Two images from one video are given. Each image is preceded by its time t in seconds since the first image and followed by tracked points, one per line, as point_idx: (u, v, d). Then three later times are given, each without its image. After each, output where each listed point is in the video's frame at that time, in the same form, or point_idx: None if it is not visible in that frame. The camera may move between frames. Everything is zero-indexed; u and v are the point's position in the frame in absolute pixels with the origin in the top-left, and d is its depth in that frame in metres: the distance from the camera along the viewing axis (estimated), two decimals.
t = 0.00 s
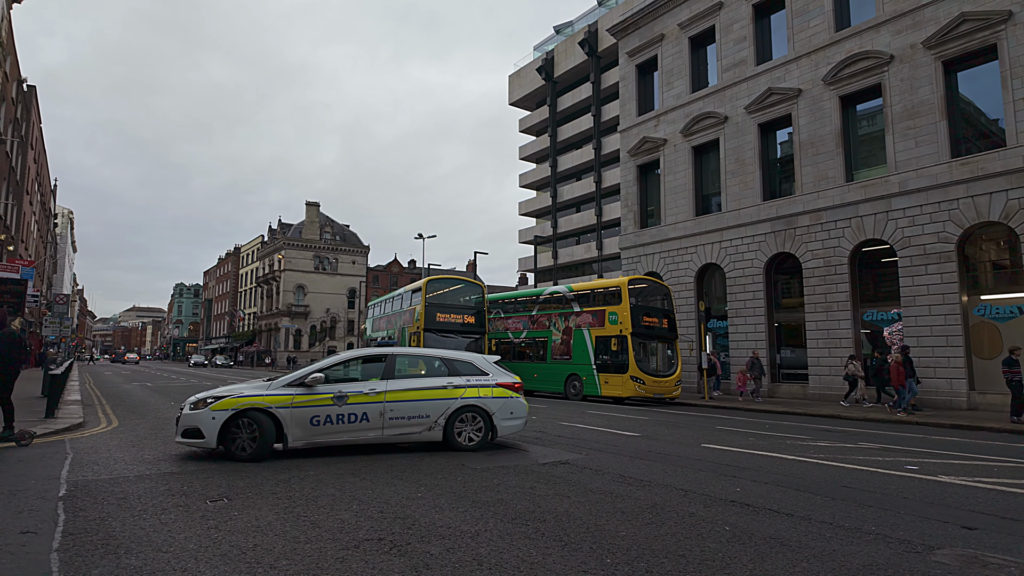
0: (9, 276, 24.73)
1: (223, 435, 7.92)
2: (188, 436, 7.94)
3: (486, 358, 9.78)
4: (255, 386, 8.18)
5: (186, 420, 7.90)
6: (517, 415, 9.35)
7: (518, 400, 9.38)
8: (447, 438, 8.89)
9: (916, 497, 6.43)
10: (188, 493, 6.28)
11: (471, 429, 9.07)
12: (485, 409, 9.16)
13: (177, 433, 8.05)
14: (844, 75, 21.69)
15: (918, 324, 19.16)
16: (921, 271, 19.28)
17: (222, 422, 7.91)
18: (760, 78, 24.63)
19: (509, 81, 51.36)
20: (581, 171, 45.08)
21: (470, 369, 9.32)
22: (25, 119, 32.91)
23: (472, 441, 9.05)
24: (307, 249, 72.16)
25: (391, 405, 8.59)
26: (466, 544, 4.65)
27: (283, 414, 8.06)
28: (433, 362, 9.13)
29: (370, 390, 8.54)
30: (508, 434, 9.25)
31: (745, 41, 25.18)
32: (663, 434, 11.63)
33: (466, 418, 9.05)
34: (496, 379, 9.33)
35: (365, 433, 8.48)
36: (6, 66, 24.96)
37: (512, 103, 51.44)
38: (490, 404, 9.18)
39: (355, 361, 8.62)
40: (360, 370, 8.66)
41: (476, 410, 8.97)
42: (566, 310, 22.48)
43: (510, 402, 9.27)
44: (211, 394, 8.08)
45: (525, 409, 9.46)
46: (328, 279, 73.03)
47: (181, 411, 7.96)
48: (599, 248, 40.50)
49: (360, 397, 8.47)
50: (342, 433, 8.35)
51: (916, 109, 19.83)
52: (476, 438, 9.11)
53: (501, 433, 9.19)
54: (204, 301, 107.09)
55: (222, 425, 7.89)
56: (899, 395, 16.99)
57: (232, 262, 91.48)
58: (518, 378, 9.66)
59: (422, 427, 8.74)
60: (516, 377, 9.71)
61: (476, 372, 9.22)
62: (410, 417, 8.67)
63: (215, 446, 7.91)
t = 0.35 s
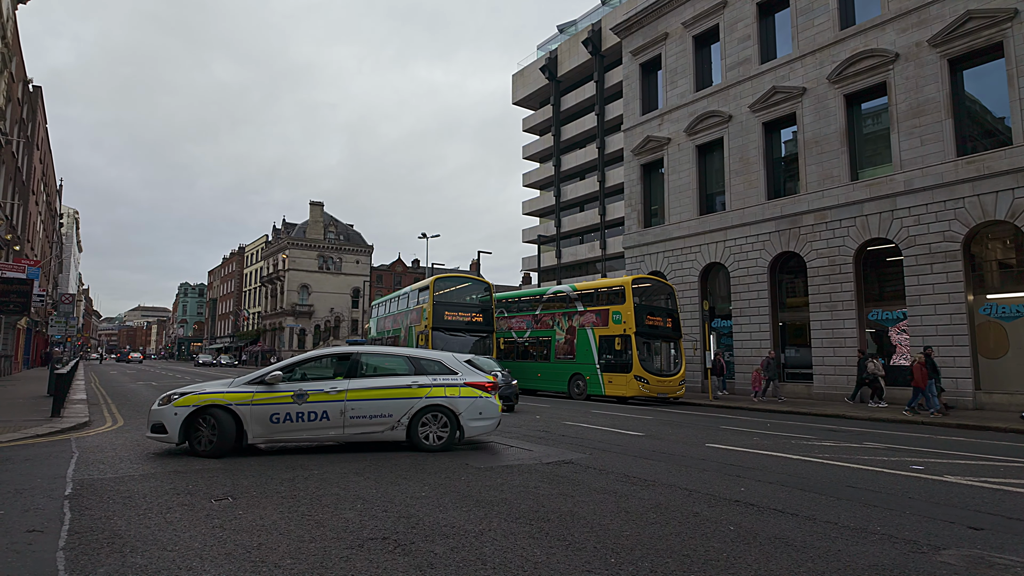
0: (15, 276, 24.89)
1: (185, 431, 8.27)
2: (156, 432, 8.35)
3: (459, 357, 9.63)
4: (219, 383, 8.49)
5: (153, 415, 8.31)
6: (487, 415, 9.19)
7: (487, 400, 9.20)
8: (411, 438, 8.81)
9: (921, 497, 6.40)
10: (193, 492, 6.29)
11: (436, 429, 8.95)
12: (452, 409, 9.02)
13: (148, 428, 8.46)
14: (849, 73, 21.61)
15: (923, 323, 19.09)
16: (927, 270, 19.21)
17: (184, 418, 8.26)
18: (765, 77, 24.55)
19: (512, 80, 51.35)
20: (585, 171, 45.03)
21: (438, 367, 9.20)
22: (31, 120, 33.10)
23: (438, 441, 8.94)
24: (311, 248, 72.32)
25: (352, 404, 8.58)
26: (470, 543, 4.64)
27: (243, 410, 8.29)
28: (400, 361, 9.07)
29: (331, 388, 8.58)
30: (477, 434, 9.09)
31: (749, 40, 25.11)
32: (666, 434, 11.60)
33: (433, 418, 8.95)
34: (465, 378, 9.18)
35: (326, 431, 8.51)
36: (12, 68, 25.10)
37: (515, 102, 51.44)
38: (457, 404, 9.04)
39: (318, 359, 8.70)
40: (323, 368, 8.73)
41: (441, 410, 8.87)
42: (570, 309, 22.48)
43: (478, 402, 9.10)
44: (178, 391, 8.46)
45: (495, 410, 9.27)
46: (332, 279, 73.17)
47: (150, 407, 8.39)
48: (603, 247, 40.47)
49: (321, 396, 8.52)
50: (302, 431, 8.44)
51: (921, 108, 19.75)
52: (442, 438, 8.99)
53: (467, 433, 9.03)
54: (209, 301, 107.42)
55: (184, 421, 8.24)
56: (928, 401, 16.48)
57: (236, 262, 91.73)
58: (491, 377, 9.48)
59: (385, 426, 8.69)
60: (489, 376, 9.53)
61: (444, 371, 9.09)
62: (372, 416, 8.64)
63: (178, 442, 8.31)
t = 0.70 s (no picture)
0: (23, 275, 25.06)
1: (157, 427, 8.55)
2: (133, 427, 8.68)
3: (431, 355, 9.49)
4: (190, 380, 8.76)
5: (130, 412, 8.65)
6: (457, 414, 9.00)
7: (455, 399, 9.00)
8: (375, 436, 8.75)
9: (927, 496, 6.38)
10: (199, 490, 6.32)
11: (402, 428, 8.85)
12: (418, 408, 8.90)
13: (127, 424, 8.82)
14: (854, 71, 21.52)
15: (929, 322, 19.00)
16: (933, 269, 19.12)
17: (155, 415, 8.54)
18: (769, 75, 24.47)
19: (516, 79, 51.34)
20: (589, 170, 44.96)
21: (406, 366, 9.10)
22: (37, 120, 33.29)
23: (403, 440, 8.85)
24: (315, 248, 72.50)
25: (316, 402, 8.62)
26: (475, 542, 4.65)
27: (211, 407, 8.51)
28: (367, 359, 9.04)
29: (295, 386, 8.66)
30: (444, 434, 8.93)
31: (754, 38, 25.04)
32: (670, 433, 11.58)
33: (399, 417, 8.86)
34: (432, 376, 9.03)
35: (291, 428, 8.61)
36: (19, 68, 25.26)
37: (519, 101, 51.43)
38: (423, 403, 8.90)
39: (285, 357, 8.83)
40: (290, 366, 8.85)
41: (406, 408, 8.78)
42: (573, 308, 22.47)
43: (445, 401, 8.92)
44: (154, 388, 8.78)
45: (465, 409, 9.06)
46: (337, 278, 73.32)
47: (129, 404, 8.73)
48: (607, 246, 40.43)
49: (286, 393, 8.62)
50: (269, 428, 8.58)
51: (928, 106, 19.65)
52: (408, 437, 8.89)
53: (434, 432, 8.87)
54: (214, 301, 107.78)
55: (155, 419, 8.51)
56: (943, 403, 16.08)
57: (241, 261, 92.02)
58: (462, 375, 9.27)
59: (349, 424, 8.68)
60: (461, 374, 9.31)
61: (410, 369, 8.97)
62: (336, 414, 8.64)
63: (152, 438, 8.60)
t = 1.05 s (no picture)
0: (29, 275, 25.19)
1: (136, 424, 8.90)
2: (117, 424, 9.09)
3: (399, 354, 9.38)
4: (166, 379, 9.07)
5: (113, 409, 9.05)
6: (420, 414, 8.89)
7: (418, 398, 8.87)
8: (338, 436, 8.79)
9: (934, 496, 6.35)
10: (203, 489, 6.34)
11: (364, 427, 8.85)
12: (380, 408, 8.86)
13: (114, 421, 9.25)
14: (860, 70, 21.43)
15: (936, 321, 18.91)
16: (939, 268, 19.05)
17: (133, 412, 8.92)
18: (774, 74, 24.39)
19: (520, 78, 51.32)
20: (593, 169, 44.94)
21: (370, 365, 9.06)
22: (43, 121, 33.44)
23: (366, 440, 8.85)
24: (320, 248, 72.63)
25: (281, 401, 8.75)
26: (479, 541, 4.65)
27: (182, 405, 8.78)
28: (333, 359, 9.07)
29: (261, 385, 8.82)
30: (407, 434, 8.84)
31: (759, 36, 24.95)
32: (674, 433, 11.57)
33: (362, 417, 8.85)
34: (395, 375, 8.94)
35: (258, 426, 8.79)
36: (25, 70, 25.37)
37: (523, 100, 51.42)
38: (385, 403, 8.85)
39: (253, 357, 8.99)
40: (258, 366, 9.02)
41: (368, 408, 8.75)
42: (577, 308, 22.47)
43: (407, 400, 8.81)
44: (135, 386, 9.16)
45: (428, 409, 8.93)
46: (341, 278, 73.44)
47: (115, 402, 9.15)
48: (611, 245, 40.40)
49: (252, 393, 8.80)
50: (237, 425, 8.80)
51: (934, 104, 19.56)
52: (371, 437, 8.89)
53: (396, 432, 8.81)
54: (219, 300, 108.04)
55: (132, 416, 8.88)
56: (963, 392, 16.05)
57: (246, 261, 92.24)
58: (428, 374, 9.12)
59: (312, 423, 8.74)
60: (427, 374, 9.17)
61: (372, 369, 8.91)
62: (299, 413, 8.73)
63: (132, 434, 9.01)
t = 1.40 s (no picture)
0: (35, 275, 25.33)
1: (121, 421, 9.35)
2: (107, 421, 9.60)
3: (363, 353, 9.41)
4: (148, 377, 9.48)
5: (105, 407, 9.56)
6: (379, 413, 8.88)
7: (377, 397, 8.87)
8: (299, 433, 8.88)
9: (940, 496, 6.32)
10: (208, 488, 6.36)
11: (324, 425, 8.90)
12: (340, 406, 8.89)
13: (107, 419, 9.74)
14: (865, 68, 21.35)
15: (941, 320, 18.83)
16: (944, 267, 18.96)
17: (119, 409, 9.37)
18: (778, 73, 24.31)
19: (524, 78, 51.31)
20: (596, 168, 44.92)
21: (333, 364, 9.13)
22: (49, 121, 33.59)
23: (326, 438, 8.88)
24: (324, 247, 72.76)
25: (247, 399, 8.97)
26: (483, 540, 4.65)
27: (158, 403, 9.16)
28: (298, 358, 9.20)
29: (229, 384, 9.07)
30: (365, 433, 8.83)
31: (763, 35, 24.87)
32: (679, 433, 11.57)
33: (322, 416, 8.91)
34: (355, 374, 8.98)
35: (226, 423, 9.05)
36: (31, 70, 25.49)
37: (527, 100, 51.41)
38: (344, 401, 8.87)
39: (226, 355, 9.26)
40: (228, 365, 9.27)
41: (327, 407, 8.81)
42: (581, 307, 22.47)
43: (365, 399, 8.82)
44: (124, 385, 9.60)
45: (387, 408, 8.92)
46: (345, 277, 73.57)
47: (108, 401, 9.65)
48: (615, 245, 40.36)
49: (221, 390, 9.06)
50: (206, 424, 9.07)
51: (939, 102, 19.47)
52: (331, 436, 8.91)
53: (354, 431, 8.81)
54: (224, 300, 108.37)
55: (116, 412, 9.37)
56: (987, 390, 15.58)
57: (251, 261, 92.44)
58: (389, 373, 9.12)
59: (275, 421, 8.88)
60: (388, 372, 9.15)
61: (333, 368, 8.98)
62: (262, 411, 8.89)
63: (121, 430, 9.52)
